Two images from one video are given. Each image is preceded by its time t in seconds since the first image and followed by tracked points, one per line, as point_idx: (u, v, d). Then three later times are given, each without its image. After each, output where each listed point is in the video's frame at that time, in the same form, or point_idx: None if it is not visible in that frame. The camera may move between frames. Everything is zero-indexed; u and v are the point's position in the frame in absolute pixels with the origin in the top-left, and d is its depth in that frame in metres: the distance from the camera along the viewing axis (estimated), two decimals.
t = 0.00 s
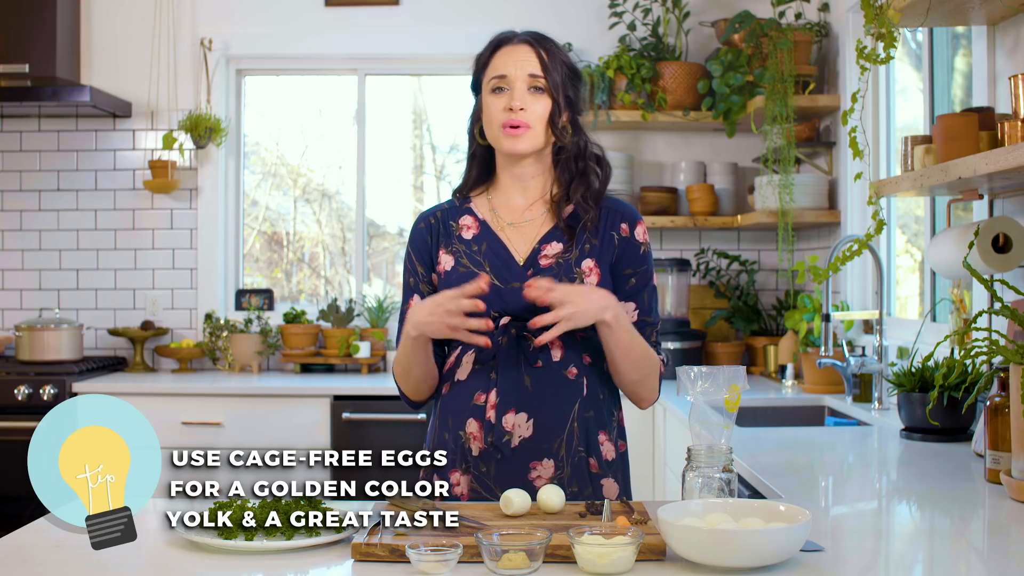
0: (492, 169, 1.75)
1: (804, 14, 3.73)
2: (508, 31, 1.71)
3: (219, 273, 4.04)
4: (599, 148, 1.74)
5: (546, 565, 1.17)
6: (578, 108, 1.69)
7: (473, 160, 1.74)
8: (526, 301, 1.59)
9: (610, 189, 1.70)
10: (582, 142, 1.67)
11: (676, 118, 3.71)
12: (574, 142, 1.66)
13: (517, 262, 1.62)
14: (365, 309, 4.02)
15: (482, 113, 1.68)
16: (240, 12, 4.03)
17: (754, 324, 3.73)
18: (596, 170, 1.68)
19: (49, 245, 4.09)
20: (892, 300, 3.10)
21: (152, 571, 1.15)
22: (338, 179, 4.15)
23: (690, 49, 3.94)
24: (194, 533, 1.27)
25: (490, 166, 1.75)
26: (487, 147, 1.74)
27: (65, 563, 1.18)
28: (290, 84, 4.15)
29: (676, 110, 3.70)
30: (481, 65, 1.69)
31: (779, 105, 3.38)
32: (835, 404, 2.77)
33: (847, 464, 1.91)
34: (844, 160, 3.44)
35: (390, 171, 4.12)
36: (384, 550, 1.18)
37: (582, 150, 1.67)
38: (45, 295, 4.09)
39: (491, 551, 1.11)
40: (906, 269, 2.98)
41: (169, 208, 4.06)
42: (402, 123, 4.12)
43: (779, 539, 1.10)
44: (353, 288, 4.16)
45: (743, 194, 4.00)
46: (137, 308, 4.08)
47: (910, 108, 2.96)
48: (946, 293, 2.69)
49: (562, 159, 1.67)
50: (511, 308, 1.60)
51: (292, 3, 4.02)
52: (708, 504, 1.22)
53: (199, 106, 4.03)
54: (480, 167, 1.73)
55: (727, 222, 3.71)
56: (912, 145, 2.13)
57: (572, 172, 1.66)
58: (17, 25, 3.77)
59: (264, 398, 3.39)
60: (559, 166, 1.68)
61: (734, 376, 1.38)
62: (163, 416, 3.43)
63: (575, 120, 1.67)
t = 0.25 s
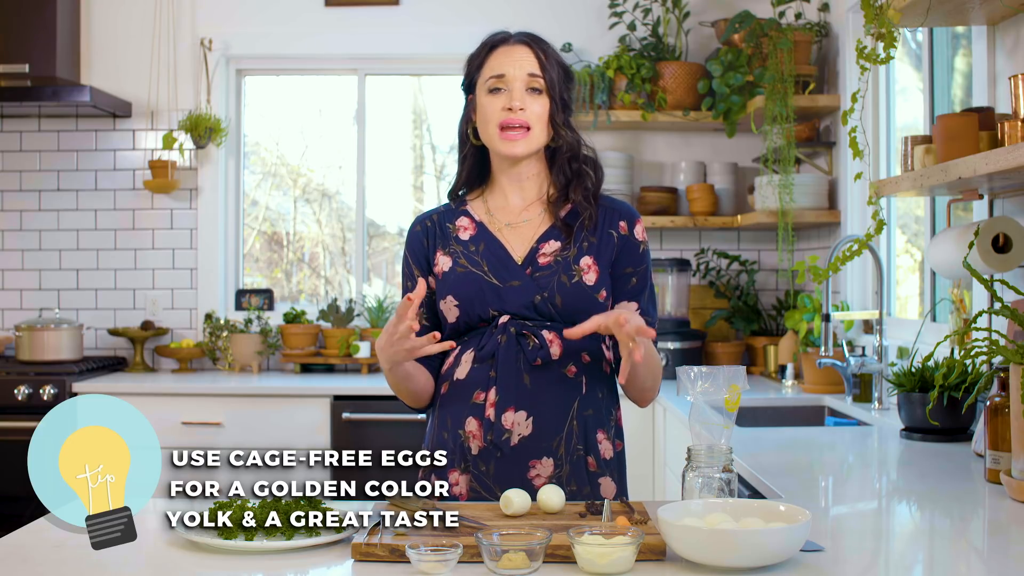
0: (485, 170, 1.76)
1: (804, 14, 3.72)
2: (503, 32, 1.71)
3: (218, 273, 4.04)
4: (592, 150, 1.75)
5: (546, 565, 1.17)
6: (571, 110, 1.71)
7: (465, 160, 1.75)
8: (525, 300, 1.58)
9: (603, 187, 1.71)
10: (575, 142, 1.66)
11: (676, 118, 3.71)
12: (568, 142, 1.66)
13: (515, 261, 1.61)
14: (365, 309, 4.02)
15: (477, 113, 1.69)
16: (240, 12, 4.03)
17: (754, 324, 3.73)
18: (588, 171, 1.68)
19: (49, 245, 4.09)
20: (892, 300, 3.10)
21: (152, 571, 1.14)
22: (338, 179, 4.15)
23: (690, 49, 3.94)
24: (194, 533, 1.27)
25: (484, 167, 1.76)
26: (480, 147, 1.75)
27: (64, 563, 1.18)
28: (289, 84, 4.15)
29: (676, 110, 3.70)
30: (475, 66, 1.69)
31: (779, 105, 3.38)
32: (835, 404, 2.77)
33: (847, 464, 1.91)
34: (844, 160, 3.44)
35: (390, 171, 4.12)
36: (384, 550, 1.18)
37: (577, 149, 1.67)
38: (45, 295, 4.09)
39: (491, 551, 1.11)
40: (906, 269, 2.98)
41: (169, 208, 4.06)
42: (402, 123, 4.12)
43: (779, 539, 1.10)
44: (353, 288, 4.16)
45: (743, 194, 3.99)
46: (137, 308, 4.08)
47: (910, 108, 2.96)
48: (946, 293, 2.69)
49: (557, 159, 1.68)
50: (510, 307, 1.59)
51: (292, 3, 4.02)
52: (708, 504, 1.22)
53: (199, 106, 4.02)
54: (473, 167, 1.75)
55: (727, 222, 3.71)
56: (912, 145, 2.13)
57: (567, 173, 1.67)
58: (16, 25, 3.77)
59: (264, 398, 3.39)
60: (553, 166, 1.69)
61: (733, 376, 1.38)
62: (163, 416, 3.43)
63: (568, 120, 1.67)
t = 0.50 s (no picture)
0: (484, 171, 1.76)
1: (804, 13, 3.72)
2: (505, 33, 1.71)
3: (218, 272, 4.04)
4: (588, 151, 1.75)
5: (547, 565, 1.17)
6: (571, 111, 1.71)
7: (465, 162, 1.76)
8: (526, 300, 1.58)
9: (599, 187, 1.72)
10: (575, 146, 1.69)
11: (676, 118, 3.71)
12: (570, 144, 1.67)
13: (515, 262, 1.61)
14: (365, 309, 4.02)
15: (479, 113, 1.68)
16: (240, 12, 4.03)
17: (754, 324, 3.73)
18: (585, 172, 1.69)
19: (49, 245, 4.09)
20: (892, 300, 3.10)
21: (152, 571, 1.14)
22: (338, 179, 4.15)
23: (690, 49, 3.94)
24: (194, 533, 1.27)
25: (483, 167, 1.76)
26: (479, 150, 1.76)
27: (64, 563, 1.18)
28: (289, 84, 4.15)
29: (676, 110, 3.70)
30: (479, 66, 1.68)
31: (779, 105, 3.37)
32: (835, 404, 2.77)
33: (847, 464, 1.91)
34: (844, 160, 3.44)
35: (390, 171, 4.12)
36: (385, 550, 1.18)
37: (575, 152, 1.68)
38: (45, 295, 4.09)
39: (491, 551, 1.11)
40: (906, 269, 2.98)
41: (169, 208, 4.06)
42: (402, 123, 4.12)
43: (779, 539, 1.10)
44: (353, 288, 4.16)
45: (743, 194, 3.99)
46: (137, 308, 4.08)
47: (910, 108, 2.96)
48: (946, 293, 2.69)
49: (556, 160, 1.69)
50: (510, 307, 1.58)
51: (292, 3, 4.02)
52: (708, 504, 1.22)
53: (199, 106, 4.03)
54: (472, 168, 1.75)
55: (727, 222, 3.71)
56: (912, 145, 2.13)
57: (565, 174, 1.68)
58: (16, 25, 3.77)
59: (264, 398, 3.39)
60: (553, 167, 1.70)
61: (733, 376, 1.38)
62: (163, 416, 3.43)
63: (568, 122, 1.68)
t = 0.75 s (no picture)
0: (490, 171, 1.76)
1: (804, 13, 3.72)
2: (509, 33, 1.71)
3: (219, 272, 4.04)
4: (595, 152, 1.75)
5: (546, 565, 1.17)
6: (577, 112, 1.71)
7: (471, 161, 1.76)
8: (528, 301, 1.59)
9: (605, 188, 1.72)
10: (581, 146, 1.67)
11: (676, 118, 3.71)
12: (574, 145, 1.67)
13: (517, 262, 1.61)
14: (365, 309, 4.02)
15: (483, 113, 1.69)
16: (240, 12, 4.03)
17: (754, 324, 3.73)
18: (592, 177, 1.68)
19: (49, 245, 4.09)
20: (892, 300, 3.10)
21: (152, 571, 1.14)
22: (338, 179, 4.15)
23: (690, 49, 3.94)
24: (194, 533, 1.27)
25: (489, 167, 1.76)
26: (485, 149, 1.76)
27: (64, 563, 1.18)
28: (289, 84, 4.15)
29: (676, 110, 3.70)
30: (483, 66, 1.68)
31: (779, 105, 3.38)
32: (835, 404, 2.77)
33: (847, 464, 1.91)
34: (844, 160, 3.44)
35: (390, 171, 4.12)
36: (384, 550, 1.18)
37: (583, 151, 1.68)
38: (45, 295, 4.09)
39: (491, 551, 1.11)
40: (906, 269, 2.98)
41: (169, 208, 4.06)
42: (402, 123, 4.12)
43: (779, 539, 1.10)
44: (353, 288, 4.16)
45: (743, 194, 3.99)
46: (137, 308, 4.08)
47: (910, 108, 2.96)
48: (946, 293, 2.69)
49: (561, 161, 1.69)
50: (512, 307, 1.59)
51: (292, 3, 4.02)
52: (708, 504, 1.22)
53: (199, 106, 4.03)
54: (478, 168, 1.75)
55: (727, 222, 3.71)
56: (912, 145, 2.13)
57: (570, 175, 1.67)
58: (16, 25, 3.77)
59: (264, 398, 3.39)
60: (558, 168, 1.69)
61: (733, 376, 1.38)
62: (163, 416, 3.43)
63: (573, 121, 1.68)
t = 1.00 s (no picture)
0: (492, 168, 1.76)
1: (804, 13, 3.72)
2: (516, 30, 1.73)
3: (219, 272, 4.04)
4: (598, 153, 1.75)
5: (546, 565, 1.17)
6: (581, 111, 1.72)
7: (475, 158, 1.76)
8: (526, 301, 1.58)
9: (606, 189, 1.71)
10: (584, 143, 1.67)
11: (676, 118, 3.71)
12: (578, 142, 1.67)
13: (517, 262, 1.61)
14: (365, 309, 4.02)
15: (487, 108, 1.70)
16: (240, 12, 4.04)
17: (754, 324, 3.73)
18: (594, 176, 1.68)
19: (49, 245, 4.09)
20: (892, 300, 3.10)
21: (152, 571, 1.14)
22: (338, 179, 4.15)
23: (690, 49, 3.94)
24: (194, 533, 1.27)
25: (491, 165, 1.76)
26: (489, 146, 1.76)
27: (64, 563, 1.18)
28: (289, 84, 4.15)
29: (676, 110, 3.70)
30: (488, 61, 1.70)
31: (779, 105, 3.37)
32: (835, 404, 2.77)
33: (847, 464, 1.91)
34: (844, 160, 3.44)
35: (389, 171, 4.12)
36: (384, 550, 1.18)
37: (585, 149, 1.68)
38: (45, 295, 4.09)
39: (491, 551, 1.11)
40: (906, 269, 2.98)
41: (169, 208, 4.06)
42: (402, 123, 4.12)
43: (779, 539, 1.10)
44: (353, 287, 4.15)
45: (743, 194, 3.99)
46: (137, 308, 4.08)
47: (910, 108, 2.96)
48: (946, 293, 2.69)
49: (564, 158, 1.69)
50: (511, 307, 1.59)
51: (292, 3, 4.02)
52: (708, 504, 1.22)
53: (199, 106, 4.03)
54: (482, 164, 1.75)
55: (727, 222, 3.71)
56: (912, 145, 2.13)
57: (573, 173, 1.68)
58: (16, 25, 3.77)
59: (264, 398, 3.39)
60: (560, 166, 1.69)
61: (733, 376, 1.38)
62: (163, 416, 3.43)
63: (577, 117, 1.68)
